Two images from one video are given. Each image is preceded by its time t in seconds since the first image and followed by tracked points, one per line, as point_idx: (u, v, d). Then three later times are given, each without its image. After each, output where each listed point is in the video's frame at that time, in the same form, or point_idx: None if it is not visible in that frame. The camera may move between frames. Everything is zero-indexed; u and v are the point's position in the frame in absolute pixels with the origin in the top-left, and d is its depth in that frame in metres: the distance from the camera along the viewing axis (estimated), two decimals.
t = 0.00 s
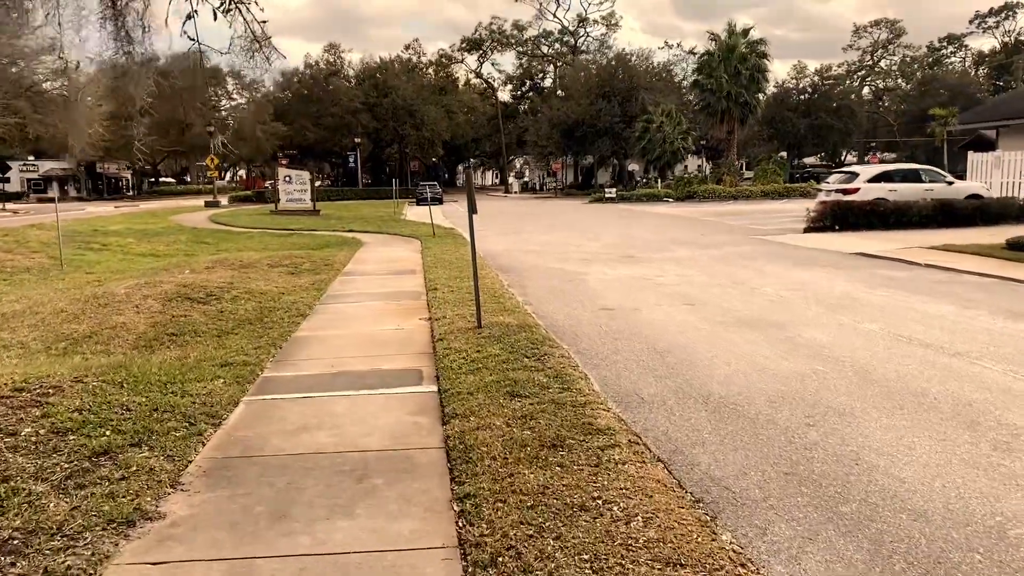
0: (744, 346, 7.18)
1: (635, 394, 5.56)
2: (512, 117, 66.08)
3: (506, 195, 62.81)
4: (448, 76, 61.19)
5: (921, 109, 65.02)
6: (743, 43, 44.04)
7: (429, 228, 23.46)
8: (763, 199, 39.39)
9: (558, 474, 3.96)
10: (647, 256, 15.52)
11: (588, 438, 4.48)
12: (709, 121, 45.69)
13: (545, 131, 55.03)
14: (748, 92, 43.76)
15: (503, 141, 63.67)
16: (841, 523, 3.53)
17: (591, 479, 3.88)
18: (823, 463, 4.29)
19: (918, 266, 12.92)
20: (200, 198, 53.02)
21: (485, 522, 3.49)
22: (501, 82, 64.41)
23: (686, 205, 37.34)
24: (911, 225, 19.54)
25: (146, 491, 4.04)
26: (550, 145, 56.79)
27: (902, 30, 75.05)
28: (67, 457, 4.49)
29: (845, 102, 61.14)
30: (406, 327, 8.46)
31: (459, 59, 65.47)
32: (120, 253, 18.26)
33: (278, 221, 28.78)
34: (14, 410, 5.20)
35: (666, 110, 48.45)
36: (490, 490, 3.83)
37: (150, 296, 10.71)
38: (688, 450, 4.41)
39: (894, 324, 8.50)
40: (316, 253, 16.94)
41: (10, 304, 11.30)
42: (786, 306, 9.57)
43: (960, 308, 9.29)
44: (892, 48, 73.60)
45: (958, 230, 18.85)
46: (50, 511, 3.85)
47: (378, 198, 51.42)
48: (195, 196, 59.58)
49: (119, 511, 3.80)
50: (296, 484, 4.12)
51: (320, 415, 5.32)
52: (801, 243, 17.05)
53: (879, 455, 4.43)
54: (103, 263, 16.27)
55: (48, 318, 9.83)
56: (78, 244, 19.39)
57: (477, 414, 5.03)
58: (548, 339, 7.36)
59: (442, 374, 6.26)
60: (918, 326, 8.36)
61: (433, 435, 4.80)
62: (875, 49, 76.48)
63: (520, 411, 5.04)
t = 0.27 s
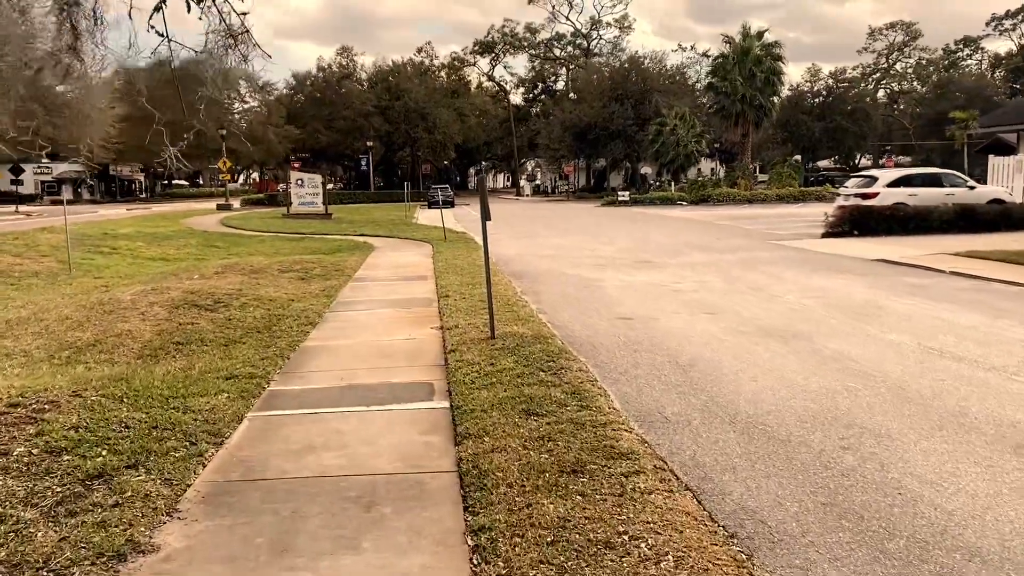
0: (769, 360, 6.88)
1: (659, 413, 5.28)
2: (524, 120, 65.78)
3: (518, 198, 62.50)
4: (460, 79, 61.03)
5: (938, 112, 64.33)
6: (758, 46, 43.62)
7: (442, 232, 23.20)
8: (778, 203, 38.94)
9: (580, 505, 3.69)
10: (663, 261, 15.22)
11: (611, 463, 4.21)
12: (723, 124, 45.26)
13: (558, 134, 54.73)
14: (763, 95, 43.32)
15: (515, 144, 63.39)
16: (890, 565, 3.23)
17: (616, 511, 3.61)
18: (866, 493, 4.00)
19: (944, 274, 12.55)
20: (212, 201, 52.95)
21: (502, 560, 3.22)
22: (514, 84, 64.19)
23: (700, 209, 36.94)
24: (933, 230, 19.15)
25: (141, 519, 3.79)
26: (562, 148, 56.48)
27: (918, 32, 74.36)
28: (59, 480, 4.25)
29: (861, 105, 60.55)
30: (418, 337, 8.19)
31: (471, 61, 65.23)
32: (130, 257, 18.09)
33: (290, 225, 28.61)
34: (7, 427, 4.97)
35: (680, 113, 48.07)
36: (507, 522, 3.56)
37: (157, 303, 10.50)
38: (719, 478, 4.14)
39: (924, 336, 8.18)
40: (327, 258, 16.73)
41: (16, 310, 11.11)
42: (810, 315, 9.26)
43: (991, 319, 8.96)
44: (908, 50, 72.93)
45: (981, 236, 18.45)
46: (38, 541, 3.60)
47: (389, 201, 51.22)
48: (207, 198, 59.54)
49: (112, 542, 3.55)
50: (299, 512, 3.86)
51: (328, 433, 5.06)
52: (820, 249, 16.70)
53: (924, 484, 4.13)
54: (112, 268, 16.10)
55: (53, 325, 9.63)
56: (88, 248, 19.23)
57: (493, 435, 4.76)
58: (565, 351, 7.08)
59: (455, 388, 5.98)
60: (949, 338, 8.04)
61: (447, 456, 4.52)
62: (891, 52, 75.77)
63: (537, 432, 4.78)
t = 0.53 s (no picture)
0: (803, 371, 6.55)
1: (691, 428, 4.97)
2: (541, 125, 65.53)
3: (534, 203, 62.24)
4: (477, 83, 60.92)
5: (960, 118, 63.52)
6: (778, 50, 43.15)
7: (458, 236, 22.95)
8: (798, 209, 38.42)
9: (613, 532, 3.40)
10: (684, 267, 14.89)
11: (643, 484, 3.92)
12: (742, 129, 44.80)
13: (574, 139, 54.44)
14: (783, 100, 42.83)
15: (532, 148, 63.14)
16: None
17: (652, 540, 3.32)
18: (921, 521, 3.68)
19: (976, 282, 12.15)
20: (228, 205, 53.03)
21: None
22: (531, 89, 63.99)
23: (719, 215, 36.52)
24: (960, 237, 18.70)
25: (139, 541, 3.53)
26: (579, 153, 56.16)
27: (939, 37, 73.55)
28: (56, 496, 4.00)
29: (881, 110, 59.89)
30: (435, 344, 7.91)
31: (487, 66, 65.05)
32: (145, 260, 17.96)
33: (306, 229, 28.49)
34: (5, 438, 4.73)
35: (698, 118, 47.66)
36: (533, 551, 3.28)
37: (168, 307, 10.30)
38: (761, 502, 3.83)
39: (963, 346, 7.83)
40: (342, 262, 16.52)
41: (27, 313, 10.94)
42: (841, 324, 8.92)
43: None
44: (929, 55, 72.13)
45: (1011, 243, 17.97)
46: (29, 564, 3.35)
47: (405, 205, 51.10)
48: (223, 202, 59.64)
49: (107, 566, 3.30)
50: (309, 534, 3.59)
51: (341, 447, 4.79)
52: (846, 255, 16.30)
53: (984, 511, 3.80)
54: (126, 271, 15.96)
55: (63, 329, 9.45)
56: (103, 251, 19.13)
57: (516, 451, 4.48)
58: (588, 360, 6.79)
59: (475, 399, 5.70)
60: (990, 349, 7.67)
61: (466, 474, 4.24)
62: (912, 57, 74.98)
63: (563, 448, 4.49)
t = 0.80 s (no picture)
0: (843, 391, 6.22)
1: (731, 455, 4.66)
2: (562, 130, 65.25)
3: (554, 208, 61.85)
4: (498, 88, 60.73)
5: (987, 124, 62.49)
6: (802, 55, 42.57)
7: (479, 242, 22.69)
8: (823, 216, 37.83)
9: None
10: (710, 276, 14.54)
11: (683, 521, 3.63)
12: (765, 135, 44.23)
13: (595, 144, 54.06)
14: (808, 105, 42.21)
15: (552, 153, 62.83)
16: None
17: None
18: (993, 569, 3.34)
19: (1016, 294, 11.70)
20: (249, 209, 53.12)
21: None
22: (551, 94, 63.70)
23: (742, 221, 36.01)
24: (994, 245, 18.17)
25: None
26: (600, 158, 55.77)
27: (966, 41, 72.47)
28: (56, 525, 3.76)
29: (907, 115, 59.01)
30: (456, 357, 7.64)
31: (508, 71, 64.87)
32: (164, 266, 17.86)
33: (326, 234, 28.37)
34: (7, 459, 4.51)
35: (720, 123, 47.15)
36: None
37: (184, 316, 10.11)
38: (813, 542, 3.53)
39: (1010, 364, 7.44)
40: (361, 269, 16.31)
41: (43, 320, 10.81)
42: (878, 338, 8.55)
43: None
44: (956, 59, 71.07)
45: None
46: None
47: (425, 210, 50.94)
48: (244, 206, 59.82)
49: None
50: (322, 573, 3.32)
51: (358, 472, 4.52)
52: (877, 265, 15.86)
53: None
54: (145, 277, 15.85)
55: (77, 338, 9.28)
56: (122, 256, 19.06)
57: (544, 480, 4.19)
58: (617, 377, 6.49)
59: (499, 420, 5.41)
60: None
61: (491, 506, 3.96)
62: (938, 61, 73.92)
63: (595, 477, 4.20)
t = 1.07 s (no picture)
0: (893, 401, 5.86)
1: (779, 470, 4.35)
2: (587, 131, 64.87)
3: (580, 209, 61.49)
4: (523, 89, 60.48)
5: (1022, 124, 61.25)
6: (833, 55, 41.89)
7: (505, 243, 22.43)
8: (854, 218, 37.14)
9: None
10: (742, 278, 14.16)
11: (733, 544, 3.33)
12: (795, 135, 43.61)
13: (622, 145, 53.64)
14: (838, 105, 41.54)
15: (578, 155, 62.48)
16: None
17: None
18: None
19: None
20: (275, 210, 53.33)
21: None
22: (577, 95, 63.36)
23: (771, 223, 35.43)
24: None
25: None
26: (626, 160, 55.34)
27: (1000, 40, 71.09)
28: (59, 541, 3.53)
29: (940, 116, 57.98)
30: (483, 361, 7.37)
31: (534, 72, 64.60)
32: (188, 266, 17.79)
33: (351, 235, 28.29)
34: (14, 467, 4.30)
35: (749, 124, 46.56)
36: None
37: (205, 317, 9.93)
38: (877, 571, 3.21)
39: None
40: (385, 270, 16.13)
41: (64, 321, 10.69)
42: (924, 343, 8.16)
43: None
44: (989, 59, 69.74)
45: None
46: None
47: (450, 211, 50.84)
48: (270, 208, 60.04)
49: None
50: None
51: (382, 485, 4.26)
52: (915, 267, 15.38)
53: None
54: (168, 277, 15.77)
55: (97, 340, 9.12)
56: (147, 256, 19.04)
57: (579, 497, 3.90)
58: (652, 383, 6.18)
59: (529, 429, 5.13)
60: None
61: (523, 525, 3.68)
62: (971, 61, 72.57)
63: (634, 493, 3.90)
